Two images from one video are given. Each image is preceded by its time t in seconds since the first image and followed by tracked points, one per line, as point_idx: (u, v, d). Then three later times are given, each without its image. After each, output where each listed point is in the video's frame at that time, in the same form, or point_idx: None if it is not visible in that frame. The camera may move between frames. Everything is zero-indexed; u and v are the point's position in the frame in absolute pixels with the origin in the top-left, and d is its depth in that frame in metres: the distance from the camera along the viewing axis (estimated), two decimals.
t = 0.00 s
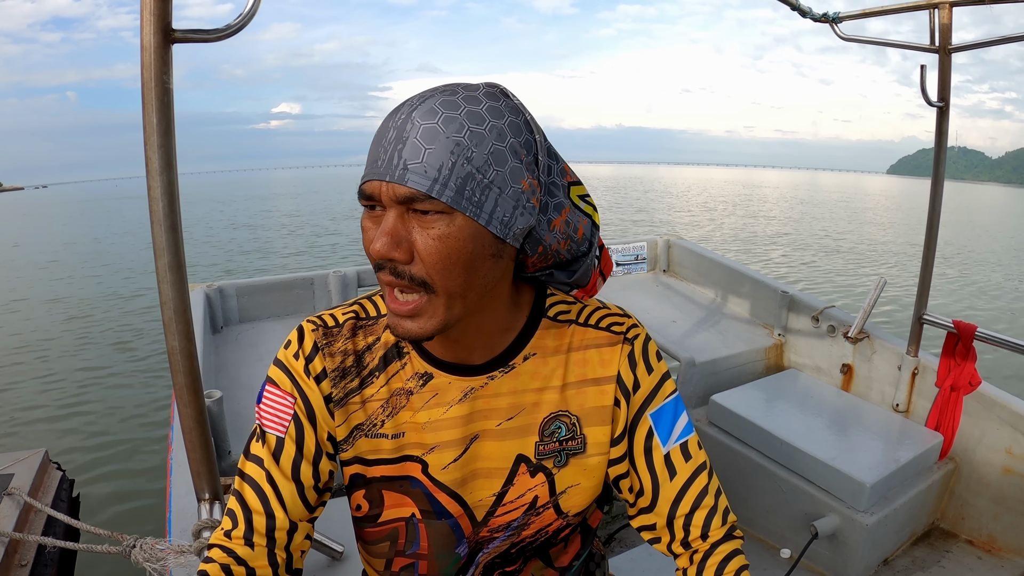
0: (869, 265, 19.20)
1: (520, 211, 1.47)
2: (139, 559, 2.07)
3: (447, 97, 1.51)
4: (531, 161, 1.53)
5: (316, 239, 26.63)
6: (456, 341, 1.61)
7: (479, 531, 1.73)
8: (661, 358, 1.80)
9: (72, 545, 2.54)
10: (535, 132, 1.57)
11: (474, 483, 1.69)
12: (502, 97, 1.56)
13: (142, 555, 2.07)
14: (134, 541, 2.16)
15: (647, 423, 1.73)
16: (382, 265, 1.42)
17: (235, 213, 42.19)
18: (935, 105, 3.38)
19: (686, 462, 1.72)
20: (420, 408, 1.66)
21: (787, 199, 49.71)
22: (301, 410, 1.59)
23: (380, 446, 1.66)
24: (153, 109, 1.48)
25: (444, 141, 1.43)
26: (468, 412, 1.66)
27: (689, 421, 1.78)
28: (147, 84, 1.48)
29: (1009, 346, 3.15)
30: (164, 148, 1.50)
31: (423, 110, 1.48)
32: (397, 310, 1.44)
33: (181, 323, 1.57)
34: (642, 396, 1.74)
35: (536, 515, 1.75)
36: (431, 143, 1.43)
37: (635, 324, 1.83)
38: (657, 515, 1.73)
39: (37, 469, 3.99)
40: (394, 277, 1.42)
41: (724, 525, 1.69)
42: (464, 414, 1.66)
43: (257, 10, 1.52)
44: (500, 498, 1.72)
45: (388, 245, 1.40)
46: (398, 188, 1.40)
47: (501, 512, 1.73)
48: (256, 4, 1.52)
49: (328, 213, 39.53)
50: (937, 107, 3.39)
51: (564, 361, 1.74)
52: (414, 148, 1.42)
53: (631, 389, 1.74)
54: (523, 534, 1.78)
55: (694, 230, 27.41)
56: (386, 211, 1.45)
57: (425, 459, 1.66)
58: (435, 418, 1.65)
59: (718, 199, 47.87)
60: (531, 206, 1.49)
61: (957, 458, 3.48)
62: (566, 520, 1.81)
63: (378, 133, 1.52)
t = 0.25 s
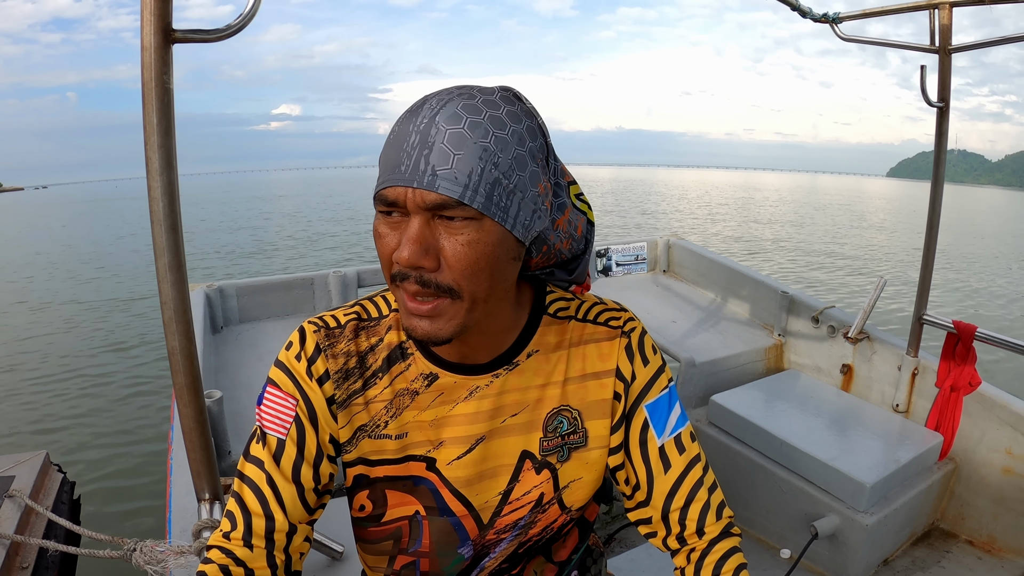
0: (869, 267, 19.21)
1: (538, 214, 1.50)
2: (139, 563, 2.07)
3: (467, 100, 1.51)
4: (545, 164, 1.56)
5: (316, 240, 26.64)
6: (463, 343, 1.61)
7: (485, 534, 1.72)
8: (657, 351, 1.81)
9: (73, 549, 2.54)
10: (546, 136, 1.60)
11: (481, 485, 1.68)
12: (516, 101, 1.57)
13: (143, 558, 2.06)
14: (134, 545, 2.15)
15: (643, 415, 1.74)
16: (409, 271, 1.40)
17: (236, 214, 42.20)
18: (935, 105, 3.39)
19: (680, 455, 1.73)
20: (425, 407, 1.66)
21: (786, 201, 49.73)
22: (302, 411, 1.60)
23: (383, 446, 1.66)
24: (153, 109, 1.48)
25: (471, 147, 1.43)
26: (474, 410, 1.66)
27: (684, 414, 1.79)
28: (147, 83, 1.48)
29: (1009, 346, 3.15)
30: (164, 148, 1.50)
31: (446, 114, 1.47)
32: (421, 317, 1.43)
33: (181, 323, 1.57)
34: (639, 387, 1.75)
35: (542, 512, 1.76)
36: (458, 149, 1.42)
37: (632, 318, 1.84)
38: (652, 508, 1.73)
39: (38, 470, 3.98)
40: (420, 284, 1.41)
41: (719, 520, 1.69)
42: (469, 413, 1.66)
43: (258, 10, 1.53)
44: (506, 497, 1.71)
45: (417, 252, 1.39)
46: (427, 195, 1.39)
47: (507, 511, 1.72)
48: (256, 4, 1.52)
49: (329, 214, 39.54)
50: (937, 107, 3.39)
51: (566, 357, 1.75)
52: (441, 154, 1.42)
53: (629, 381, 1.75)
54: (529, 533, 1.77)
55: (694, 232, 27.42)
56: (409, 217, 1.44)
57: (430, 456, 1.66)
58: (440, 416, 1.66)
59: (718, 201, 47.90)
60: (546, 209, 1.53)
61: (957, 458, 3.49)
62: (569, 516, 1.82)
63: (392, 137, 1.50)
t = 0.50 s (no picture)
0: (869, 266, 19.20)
1: (553, 215, 1.62)
2: (139, 564, 2.07)
3: (508, 101, 1.57)
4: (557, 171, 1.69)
5: (316, 240, 26.64)
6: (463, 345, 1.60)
7: (483, 533, 1.72)
8: (650, 346, 1.82)
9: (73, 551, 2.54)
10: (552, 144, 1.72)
11: (479, 483, 1.68)
12: (539, 108, 1.66)
13: (143, 560, 2.06)
14: (134, 546, 2.15)
15: (637, 410, 1.74)
16: (460, 265, 1.44)
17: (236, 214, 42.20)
18: (935, 105, 3.39)
19: (676, 450, 1.71)
20: (423, 406, 1.66)
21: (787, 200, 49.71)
22: (300, 410, 1.59)
23: (380, 445, 1.66)
24: (153, 109, 1.48)
25: (525, 146, 1.51)
26: (471, 409, 1.67)
27: (680, 408, 1.78)
28: (147, 83, 1.48)
29: (1009, 346, 3.15)
30: (164, 148, 1.50)
31: (496, 112, 1.52)
32: (461, 310, 1.46)
33: (181, 323, 1.57)
34: (632, 382, 1.76)
35: (540, 511, 1.76)
36: (514, 147, 1.49)
37: (625, 313, 1.85)
38: (649, 506, 1.72)
39: (38, 472, 3.98)
40: (468, 278, 1.44)
41: (718, 517, 1.67)
42: (467, 411, 1.66)
43: (258, 10, 1.53)
44: (505, 495, 1.71)
45: (472, 246, 1.43)
46: (488, 189, 1.44)
47: (506, 510, 1.72)
48: (256, 4, 1.52)
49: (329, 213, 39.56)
50: (937, 107, 3.39)
51: (561, 354, 1.76)
52: (500, 150, 1.47)
53: (622, 376, 1.76)
54: (528, 532, 1.77)
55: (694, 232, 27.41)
56: (457, 210, 1.46)
57: (428, 454, 1.66)
58: (438, 414, 1.66)
59: (718, 200, 47.88)
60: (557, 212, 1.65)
61: (957, 458, 3.49)
62: (568, 515, 1.82)
63: (439, 126, 1.49)
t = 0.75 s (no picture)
0: (869, 263, 19.20)
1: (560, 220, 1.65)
2: (139, 564, 2.07)
3: (524, 107, 1.57)
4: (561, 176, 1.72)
5: (315, 238, 26.61)
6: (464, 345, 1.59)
7: (481, 534, 1.72)
8: (646, 344, 1.81)
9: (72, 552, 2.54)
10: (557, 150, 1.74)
11: (477, 484, 1.68)
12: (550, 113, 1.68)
13: (143, 560, 2.06)
14: (134, 546, 2.15)
15: (630, 409, 1.74)
16: (476, 270, 1.43)
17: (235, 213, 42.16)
18: (935, 105, 3.38)
19: (669, 450, 1.71)
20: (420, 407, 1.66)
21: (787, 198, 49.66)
22: (299, 409, 1.59)
23: (378, 445, 1.66)
24: (153, 109, 1.48)
25: (542, 154, 1.51)
26: (469, 409, 1.66)
27: (674, 408, 1.77)
28: (147, 84, 1.48)
29: (1009, 346, 3.15)
30: (164, 149, 1.50)
31: (515, 118, 1.52)
32: (473, 315, 1.46)
33: (181, 323, 1.57)
34: (627, 381, 1.75)
35: (539, 512, 1.76)
36: (533, 155, 1.49)
37: (620, 312, 1.85)
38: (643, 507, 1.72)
39: (37, 473, 3.98)
40: (483, 283, 1.44)
41: (711, 522, 1.65)
42: (465, 412, 1.66)
43: (257, 10, 1.52)
44: (503, 496, 1.71)
45: (490, 252, 1.43)
46: (508, 197, 1.44)
47: (504, 510, 1.72)
48: (256, 4, 1.52)
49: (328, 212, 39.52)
50: (937, 107, 3.39)
51: (558, 355, 1.76)
52: (520, 157, 1.47)
53: (617, 375, 1.76)
54: (527, 533, 1.78)
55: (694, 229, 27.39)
56: (475, 216, 1.45)
57: (425, 455, 1.66)
58: (436, 415, 1.66)
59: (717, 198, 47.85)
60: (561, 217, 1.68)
61: (957, 458, 3.49)
62: (567, 515, 1.82)
63: (459, 129, 1.48)
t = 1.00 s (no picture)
0: (870, 262, 19.17)
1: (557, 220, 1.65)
2: (138, 565, 2.06)
3: (519, 107, 1.56)
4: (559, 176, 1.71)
5: (315, 237, 26.58)
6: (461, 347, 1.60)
7: (483, 534, 1.72)
8: (648, 344, 1.81)
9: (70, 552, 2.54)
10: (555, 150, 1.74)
11: (479, 484, 1.68)
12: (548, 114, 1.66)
13: (142, 559, 2.06)
14: (133, 546, 2.15)
15: (633, 409, 1.73)
16: (470, 271, 1.43)
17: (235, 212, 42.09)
18: (935, 105, 3.38)
19: (671, 450, 1.70)
20: (421, 407, 1.66)
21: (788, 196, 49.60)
22: (300, 409, 1.59)
23: (379, 445, 1.65)
24: (153, 109, 1.47)
25: (537, 155, 1.51)
26: (470, 410, 1.66)
27: (676, 408, 1.77)
28: (147, 84, 1.47)
29: (1009, 346, 3.15)
30: (164, 149, 1.50)
31: (510, 118, 1.52)
32: (466, 315, 1.45)
33: (181, 323, 1.57)
34: (629, 381, 1.75)
35: (540, 512, 1.76)
36: (528, 155, 1.49)
37: (621, 313, 1.85)
38: (645, 507, 1.71)
39: (35, 472, 3.98)
40: (477, 284, 1.44)
41: (714, 521, 1.65)
42: (466, 413, 1.66)
43: (257, 11, 1.52)
44: (505, 496, 1.71)
45: (484, 253, 1.43)
46: (502, 197, 1.43)
47: (506, 510, 1.72)
48: (256, 4, 1.51)
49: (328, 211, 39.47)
50: (937, 106, 3.38)
51: (559, 355, 1.76)
52: (515, 158, 1.47)
53: (619, 375, 1.76)
54: (528, 533, 1.78)
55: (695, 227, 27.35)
56: (469, 216, 1.45)
57: (426, 455, 1.66)
58: (437, 416, 1.66)
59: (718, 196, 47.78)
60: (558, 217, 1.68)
61: (957, 458, 3.49)
62: (568, 515, 1.82)
63: (453, 130, 1.48)
